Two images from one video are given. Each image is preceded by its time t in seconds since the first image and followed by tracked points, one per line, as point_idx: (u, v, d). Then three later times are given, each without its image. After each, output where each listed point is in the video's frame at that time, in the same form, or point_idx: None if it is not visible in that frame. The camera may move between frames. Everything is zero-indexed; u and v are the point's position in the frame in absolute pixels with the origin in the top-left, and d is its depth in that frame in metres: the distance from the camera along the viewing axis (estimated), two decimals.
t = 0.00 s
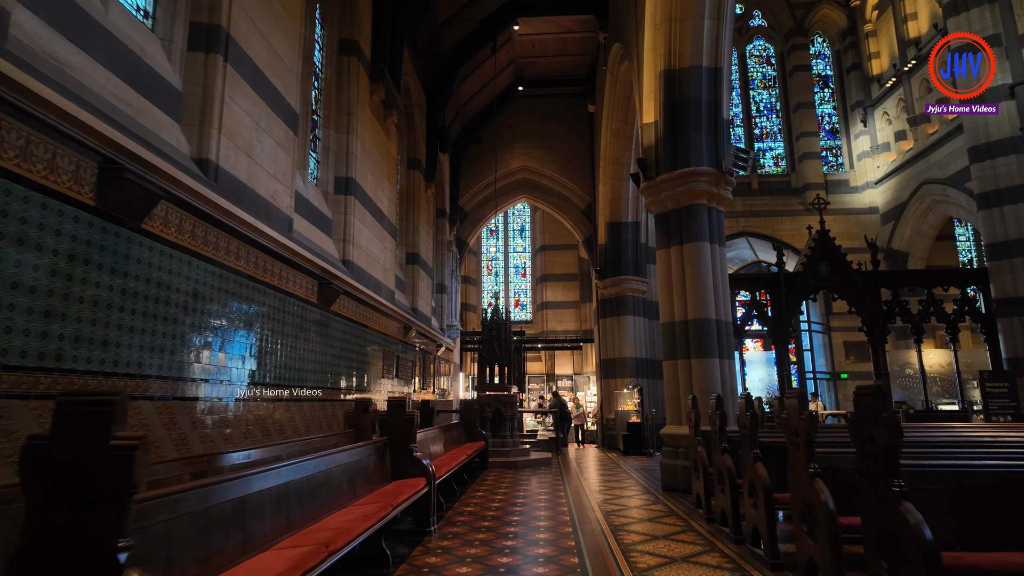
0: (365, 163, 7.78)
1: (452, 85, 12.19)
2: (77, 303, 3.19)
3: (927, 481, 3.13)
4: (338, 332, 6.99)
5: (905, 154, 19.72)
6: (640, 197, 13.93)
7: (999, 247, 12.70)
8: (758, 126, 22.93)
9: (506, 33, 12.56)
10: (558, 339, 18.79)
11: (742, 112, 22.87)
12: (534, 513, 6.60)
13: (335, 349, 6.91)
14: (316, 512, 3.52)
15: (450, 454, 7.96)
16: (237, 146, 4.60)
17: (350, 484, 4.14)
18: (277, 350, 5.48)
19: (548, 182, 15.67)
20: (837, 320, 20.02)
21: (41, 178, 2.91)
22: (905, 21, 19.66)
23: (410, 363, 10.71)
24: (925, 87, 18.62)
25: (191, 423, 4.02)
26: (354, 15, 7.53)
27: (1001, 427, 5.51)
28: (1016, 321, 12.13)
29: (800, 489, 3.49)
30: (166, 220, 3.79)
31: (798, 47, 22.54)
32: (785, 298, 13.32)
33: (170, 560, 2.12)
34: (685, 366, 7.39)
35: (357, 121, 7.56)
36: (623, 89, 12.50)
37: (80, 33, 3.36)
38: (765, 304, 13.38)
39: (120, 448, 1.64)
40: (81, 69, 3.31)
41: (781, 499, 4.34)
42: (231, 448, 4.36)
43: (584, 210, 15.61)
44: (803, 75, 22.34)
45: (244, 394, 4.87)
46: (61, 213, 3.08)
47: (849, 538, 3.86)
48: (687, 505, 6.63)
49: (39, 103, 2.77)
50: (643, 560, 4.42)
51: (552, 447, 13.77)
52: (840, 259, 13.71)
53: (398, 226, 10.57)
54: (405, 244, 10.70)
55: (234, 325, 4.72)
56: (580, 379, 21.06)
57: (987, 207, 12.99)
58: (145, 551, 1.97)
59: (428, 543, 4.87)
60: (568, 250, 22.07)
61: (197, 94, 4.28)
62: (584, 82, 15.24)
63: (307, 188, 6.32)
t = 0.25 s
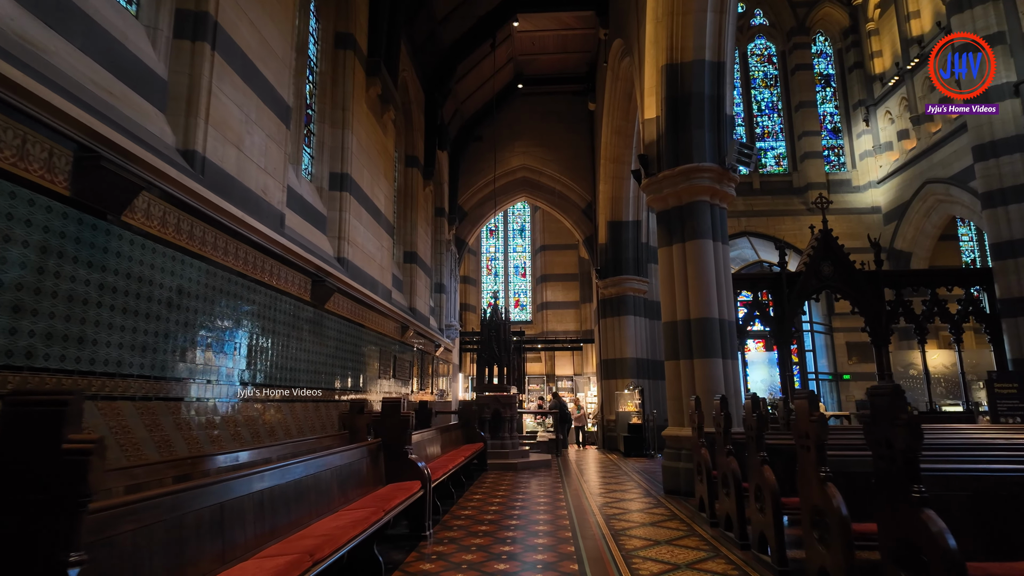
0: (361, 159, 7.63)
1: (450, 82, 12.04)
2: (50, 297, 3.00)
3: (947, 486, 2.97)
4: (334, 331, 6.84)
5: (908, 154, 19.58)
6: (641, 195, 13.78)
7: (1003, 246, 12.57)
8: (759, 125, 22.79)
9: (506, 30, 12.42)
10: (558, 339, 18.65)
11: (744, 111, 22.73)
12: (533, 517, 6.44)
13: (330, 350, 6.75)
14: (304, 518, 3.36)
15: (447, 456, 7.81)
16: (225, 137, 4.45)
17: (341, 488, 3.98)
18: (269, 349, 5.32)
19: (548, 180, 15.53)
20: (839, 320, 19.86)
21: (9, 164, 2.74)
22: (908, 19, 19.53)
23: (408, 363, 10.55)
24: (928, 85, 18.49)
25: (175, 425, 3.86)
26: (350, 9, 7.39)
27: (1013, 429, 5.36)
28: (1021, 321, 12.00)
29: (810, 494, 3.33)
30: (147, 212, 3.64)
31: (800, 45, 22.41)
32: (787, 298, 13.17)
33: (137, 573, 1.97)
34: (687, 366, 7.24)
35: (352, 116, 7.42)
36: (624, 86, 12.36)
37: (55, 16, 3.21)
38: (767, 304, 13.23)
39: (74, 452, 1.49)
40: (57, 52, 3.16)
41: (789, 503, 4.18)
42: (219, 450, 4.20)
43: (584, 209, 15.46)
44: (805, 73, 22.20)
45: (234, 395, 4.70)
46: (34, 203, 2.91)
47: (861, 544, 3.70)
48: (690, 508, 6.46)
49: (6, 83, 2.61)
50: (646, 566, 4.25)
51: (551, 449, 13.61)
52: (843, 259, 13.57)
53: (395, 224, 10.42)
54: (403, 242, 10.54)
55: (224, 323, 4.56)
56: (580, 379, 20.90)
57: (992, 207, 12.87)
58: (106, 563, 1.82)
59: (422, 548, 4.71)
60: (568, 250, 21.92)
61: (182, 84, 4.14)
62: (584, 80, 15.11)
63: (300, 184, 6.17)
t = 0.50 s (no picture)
0: (357, 153, 7.47)
1: (450, 77, 11.87)
2: (21, 287, 2.81)
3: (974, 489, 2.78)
4: (329, 328, 6.67)
5: (912, 152, 19.40)
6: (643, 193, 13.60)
7: (1010, 245, 12.40)
8: (762, 123, 22.63)
9: (506, 24, 12.25)
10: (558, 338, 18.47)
11: (746, 109, 22.57)
12: (533, 519, 6.25)
13: (325, 348, 6.57)
14: (292, 522, 3.18)
15: (446, 456, 7.63)
16: (214, 125, 4.28)
17: (333, 490, 3.80)
18: (261, 346, 5.15)
19: (549, 178, 15.36)
20: (843, 320, 19.68)
21: None
22: (912, 16, 19.36)
23: (406, 362, 10.37)
24: (932, 83, 18.32)
25: (158, 424, 3.67)
26: None
27: None
28: None
29: (827, 497, 3.14)
30: (128, 199, 3.47)
31: (802, 43, 22.26)
32: (791, 297, 12.99)
33: None
34: (691, 364, 7.06)
35: (349, 109, 7.25)
36: (626, 81, 12.19)
37: None
38: (770, 303, 13.05)
39: (16, 452, 1.31)
40: (31, 29, 2.98)
41: (801, 506, 4.00)
42: (206, 450, 4.02)
43: (585, 207, 15.29)
44: (808, 71, 22.04)
45: (223, 393, 4.52)
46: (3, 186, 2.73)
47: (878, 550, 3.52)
48: (694, 510, 6.27)
49: None
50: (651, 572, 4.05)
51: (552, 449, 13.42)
52: (847, 257, 13.39)
53: (394, 221, 10.25)
54: (401, 239, 10.37)
55: (212, 317, 4.38)
56: (580, 380, 20.72)
57: (998, 205, 12.71)
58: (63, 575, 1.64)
59: (419, 552, 4.52)
60: (569, 249, 21.74)
61: (168, 67, 3.97)
62: (585, 76, 14.94)
63: (294, 176, 6.01)
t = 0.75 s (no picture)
0: (353, 148, 7.29)
1: (448, 73, 11.69)
2: None
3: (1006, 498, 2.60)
4: (323, 327, 6.49)
5: (915, 150, 19.23)
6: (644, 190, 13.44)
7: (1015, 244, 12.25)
8: (763, 121, 22.47)
9: (506, 19, 12.06)
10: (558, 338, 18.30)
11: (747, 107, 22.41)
12: (533, 523, 6.05)
13: (319, 347, 6.39)
14: (278, 532, 3.00)
15: (443, 459, 7.45)
16: (200, 114, 4.10)
17: (323, 497, 3.62)
18: (252, 346, 4.98)
19: (548, 176, 15.19)
20: (845, 320, 19.51)
21: None
22: (915, 13, 19.20)
23: (404, 362, 10.18)
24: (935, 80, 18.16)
25: (139, 427, 3.49)
26: None
27: None
28: None
29: (845, 505, 2.96)
30: (106, 190, 3.30)
31: (804, 41, 22.10)
32: (794, 296, 12.80)
33: None
34: (695, 365, 6.88)
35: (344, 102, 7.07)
36: (627, 77, 12.02)
37: None
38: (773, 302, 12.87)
39: None
40: None
41: (813, 513, 3.83)
42: (191, 454, 3.84)
43: (586, 205, 15.12)
44: (810, 69, 21.87)
45: (211, 394, 4.34)
46: None
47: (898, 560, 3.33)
48: (699, 515, 6.07)
49: None
50: None
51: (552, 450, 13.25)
52: (850, 256, 13.22)
53: (391, 218, 10.08)
54: (399, 237, 10.19)
55: (199, 316, 4.20)
56: (580, 380, 20.55)
57: (1003, 202, 13.07)
58: None
59: (414, 560, 4.34)
60: (569, 248, 21.56)
61: (151, 53, 3.79)
62: (586, 72, 14.77)
63: (286, 170, 5.83)
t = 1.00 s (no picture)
0: (347, 142, 7.12)
1: (445, 69, 11.51)
2: None
3: None
4: (316, 326, 6.31)
5: (915, 149, 19.11)
6: (643, 189, 13.28)
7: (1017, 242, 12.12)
8: (762, 120, 22.35)
9: (503, 15, 11.89)
10: (556, 338, 18.15)
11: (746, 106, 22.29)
12: (531, 527, 5.87)
13: (312, 347, 6.21)
14: (261, 540, 2.83)
15: (439, 460, 7.28)
16: (184, 102, 3.94)
17: (311, 502, 3.44)
18: (240, 344, 4.81)
19: (546, 174, 15.03)
20: (845, 320, 19.38)
21: None
22: (915, 11, 19.08)
23: (400, 362, 10.00)
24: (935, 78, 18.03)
25: (116, 429, 3.31)
26: None
27: None
28: None
29: (861, 512, 2.79)
30: (80, 178, 3.12)
31: (804, 39, 21.98)
32: (794, 296, 12.62)
33: None
34: (697, 364, 6.73)
35: (338, 96, 6.90)
36: (626, 73, 11.86)
37: None
38: (772, 302, 12.72)
39: None
40: None
41: (824, 518, 3.66)
42: (172, 457, 3.66)
43: (584, 204, 14.96)
44: (809, 68, 21.75)
45: (197, 394, 4.16)
46: None
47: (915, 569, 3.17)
48: (702, 519, 5.88)
49: None
50: None
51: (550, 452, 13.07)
52: (851, 255, 13.08)
53: (386, 216, 9.90)
54: (394, 235, 10.02)
55: (183, 312, 4.02)
56: (579, 380, 20.37)
57: (1004, 201, 12.99)
58: None
59: (407, 568, 4.16)
60: (567, 248, 21.39)
61: (132, 37, 3.62)
62: (584, 69, 14.61)
63: (276, 164, 5.67)
